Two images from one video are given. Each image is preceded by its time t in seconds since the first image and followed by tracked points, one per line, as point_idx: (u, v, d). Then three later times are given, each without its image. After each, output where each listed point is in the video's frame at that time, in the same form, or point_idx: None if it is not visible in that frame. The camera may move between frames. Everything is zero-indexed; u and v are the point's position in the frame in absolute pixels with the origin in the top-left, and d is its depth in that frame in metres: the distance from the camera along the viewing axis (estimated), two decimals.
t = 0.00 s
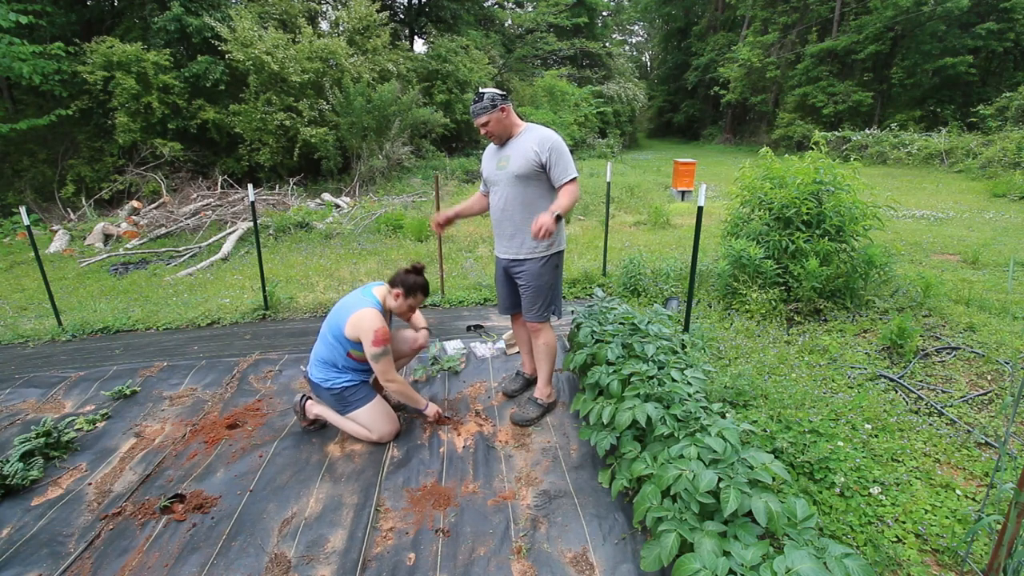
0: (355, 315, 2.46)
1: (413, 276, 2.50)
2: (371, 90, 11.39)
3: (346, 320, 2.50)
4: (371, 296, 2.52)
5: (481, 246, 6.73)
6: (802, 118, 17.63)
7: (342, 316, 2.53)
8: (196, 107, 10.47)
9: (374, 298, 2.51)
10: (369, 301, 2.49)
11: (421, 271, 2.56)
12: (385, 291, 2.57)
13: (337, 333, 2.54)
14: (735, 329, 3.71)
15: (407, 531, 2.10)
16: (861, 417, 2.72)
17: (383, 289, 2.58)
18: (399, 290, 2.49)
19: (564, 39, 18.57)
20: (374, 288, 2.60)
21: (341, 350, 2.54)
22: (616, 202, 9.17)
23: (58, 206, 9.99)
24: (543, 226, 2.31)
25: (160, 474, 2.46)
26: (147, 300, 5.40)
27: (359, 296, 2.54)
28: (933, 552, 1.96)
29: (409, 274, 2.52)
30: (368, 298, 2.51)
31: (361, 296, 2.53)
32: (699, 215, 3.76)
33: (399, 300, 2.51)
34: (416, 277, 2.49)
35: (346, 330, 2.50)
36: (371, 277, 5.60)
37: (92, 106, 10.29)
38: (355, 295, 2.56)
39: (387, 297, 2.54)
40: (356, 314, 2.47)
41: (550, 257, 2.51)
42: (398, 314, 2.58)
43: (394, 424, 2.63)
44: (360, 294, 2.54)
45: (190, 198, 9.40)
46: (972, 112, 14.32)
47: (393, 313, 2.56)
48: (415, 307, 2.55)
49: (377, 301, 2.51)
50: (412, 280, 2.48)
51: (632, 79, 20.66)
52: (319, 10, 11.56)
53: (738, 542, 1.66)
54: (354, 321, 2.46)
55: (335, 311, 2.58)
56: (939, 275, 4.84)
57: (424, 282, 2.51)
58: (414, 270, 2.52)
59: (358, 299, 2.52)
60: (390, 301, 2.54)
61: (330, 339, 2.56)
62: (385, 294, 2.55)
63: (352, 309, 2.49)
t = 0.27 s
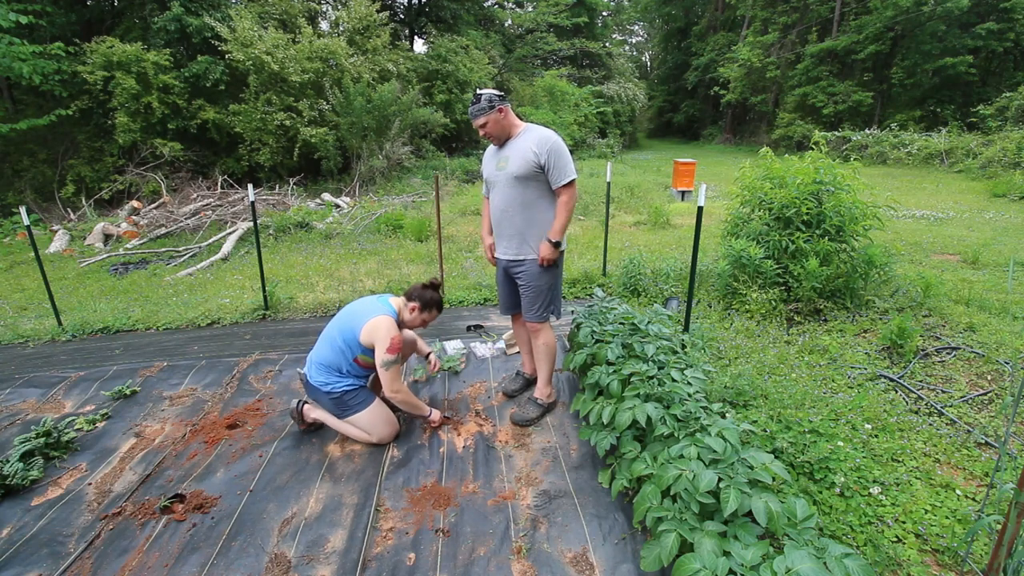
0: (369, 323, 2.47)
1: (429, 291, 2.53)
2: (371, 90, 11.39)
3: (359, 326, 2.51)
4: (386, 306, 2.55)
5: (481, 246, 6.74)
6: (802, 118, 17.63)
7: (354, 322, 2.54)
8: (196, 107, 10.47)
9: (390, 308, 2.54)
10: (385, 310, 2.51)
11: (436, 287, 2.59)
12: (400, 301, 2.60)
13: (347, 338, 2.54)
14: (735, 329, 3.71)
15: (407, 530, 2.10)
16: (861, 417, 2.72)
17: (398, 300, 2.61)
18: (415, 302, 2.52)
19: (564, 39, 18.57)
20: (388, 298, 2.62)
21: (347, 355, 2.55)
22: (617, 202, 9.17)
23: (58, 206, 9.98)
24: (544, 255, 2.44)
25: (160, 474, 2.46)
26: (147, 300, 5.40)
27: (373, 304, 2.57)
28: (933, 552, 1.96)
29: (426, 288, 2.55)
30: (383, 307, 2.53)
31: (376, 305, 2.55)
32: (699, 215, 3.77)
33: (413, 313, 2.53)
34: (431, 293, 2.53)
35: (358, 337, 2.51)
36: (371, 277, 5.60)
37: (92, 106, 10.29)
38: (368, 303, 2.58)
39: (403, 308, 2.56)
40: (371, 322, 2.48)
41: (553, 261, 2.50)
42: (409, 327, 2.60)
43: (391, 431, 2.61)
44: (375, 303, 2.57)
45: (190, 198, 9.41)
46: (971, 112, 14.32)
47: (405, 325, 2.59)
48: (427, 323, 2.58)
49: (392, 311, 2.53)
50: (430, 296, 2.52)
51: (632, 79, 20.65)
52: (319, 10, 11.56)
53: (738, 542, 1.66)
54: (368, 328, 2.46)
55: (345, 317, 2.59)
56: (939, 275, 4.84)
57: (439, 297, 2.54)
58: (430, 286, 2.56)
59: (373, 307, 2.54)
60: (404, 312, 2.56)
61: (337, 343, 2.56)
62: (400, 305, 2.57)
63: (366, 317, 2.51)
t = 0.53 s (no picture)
0: (374, 324, 2.49)
1: (436, 298, 2.56)
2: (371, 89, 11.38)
3: (364, 328, 2.52)
4: (393, 308, 2.56)
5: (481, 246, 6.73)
6: (802, 118, 17.63)
7: (359, 323, 2.55)
8: (196, 107, 10.47)
9: (396, 311, 2.55)
10: (391, 313, 2.53)
11: (444, 294, 2.61)
12: (406, 305, 2.61)
13: (351, 339, 2.54)
14: (735, 329, 3.70)
15: (407, 531, 2.10)
16: (861, 417, 2.72)
17: (404, 304, 2.62)
18: (422, 306, 2.53)
19: (564, 39, 18.57)
20: (394, 302, 2.64)
21: (350, 355, 2.55)
22: (616, 202, 9.17)
23: (58, 206, 9.98)
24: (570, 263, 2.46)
25: (159, 474, 2.46)
26: (147, 300, 5.40)
27: (379, 306, 2.58)
28: (933, 552, 1.96)
29: (433, 293, 2.57)
30: (389, 309, 2.55)
31: (382, 307, 2.57)
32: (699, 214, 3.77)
33: (419, 317, 2.54)
34: (438, 299, 2.55)
35: (362, 338, 2.52)
36: (371, 277, 5.60)
37: (92, 106, 10.30)
38: (374, 305, 2.59)
39: (409, 312, 2.58)
40: (377, 323, 2.49)
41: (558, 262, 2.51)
42: (414, 331, 2.62)
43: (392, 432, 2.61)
44: (381, 305, 2.58)
45: (190, 198, 9.41)
46: (972, 112, 14.32)
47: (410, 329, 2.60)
48: (432, 327, 2.59)
49: (398, 314, 2.55)
50: (436, 301, 2.54)
51: (632, 79, 20.65)
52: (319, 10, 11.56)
53: (738, 542, 1.66)
54: (373, 329, 2.47)
55: (350, 318, 2.60)
56: (939, 275, 4.84)
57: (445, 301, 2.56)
58: (437, 292, 2.58)
59: (378, 310, 2.55)
60: (409, 315, 2.58)
61: (341, 343, 2.56)
62: (406, 309, 2.59)
63: (372, 318, 2.52)
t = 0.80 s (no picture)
0: (376, 323, 2.49)
1: (438, 297, 2.55)
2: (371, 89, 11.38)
3: (366, 327, 2.52)
4: (395, 308, 2.57)
5: (481, 246, 6.74)
6: (802, 118, 17.62)
7: (361, 322, 2.56)
8: (196, 107, 10.47)
9: (398, 311, 2.56)
10: (393, 312, 2.54)
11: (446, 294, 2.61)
12: (409, 305, 2.62)
13: (353, 338, 2.56)
14: (735, 329, 3.70)
15: (407, 530, 2.10)
16: (861, 417, 2.72)
17: (406, 303, 2.63)
18: (423, 306, 2.53)
19: (564, 39, 18.57)
20: (396, 302, 2.65)
21: (351, 354, 2.56)
22: (616, 202, 9.17)
23: (58, 206, 9.98)
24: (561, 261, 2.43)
25: (160, 474, 2.46)
26: (147, 300, 5.40)
27: (381, 306, 2.58)
28: (933, 552, 1.96)
29: (435, 293, 2.57)
30: (391, 309, 2.55)
31: (384, 307, 2.57)
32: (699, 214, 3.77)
33: (420, 317, 2.54)
34: (439, 299, 2.54)
35: (364, 336, 2.53)
36: (371, 277, 5.60)
37: (92, 106, 10.30)
38: (376, 305, 2.60)
39: (411, 311, 2.58)
40: (378, 321, 2.50)
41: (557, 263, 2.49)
42: (415, 331, 2.62)
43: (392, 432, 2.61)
44: (383, 305, 2.58)
45: (190, 198, 9.41)
46: (972, 113, 14.32)
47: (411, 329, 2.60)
48: (434, 328, 2.58)
49: (400, 313, 2.55)
50: (438, 302, 2.53)
51: (632, 79, 20.64)
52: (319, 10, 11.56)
53: (738, 542, 1.66)
54: (374, 328, 2.48)
55: (353, 316, 2.61)
56: (939, 275, 4.84)
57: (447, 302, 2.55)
58: (440, 292, 2.58)
59: (380, 309, 2.56)
60: (411, 315, 2.58)
61: (343, 342, 2.57)
62: (408, 308, 2.59)
63: (374, 318, 2.53)
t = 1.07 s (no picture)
0: (379, 323, 2.52)
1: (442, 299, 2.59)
2: (371, 89, 11.38)
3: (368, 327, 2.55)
4: (398, 309, 2.61)
5: (481, 246, 6.73)
6: (802, 118, 17.62)
7: (364, 323, 2.59)
8: (196, 107, 10.47)
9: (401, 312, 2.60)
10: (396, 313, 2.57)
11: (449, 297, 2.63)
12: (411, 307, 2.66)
13: (354, 338, 2.57)
14: (735, 329, 3.70)
15: (407, 530, 2.10)
16: (861, 417, 2.72)
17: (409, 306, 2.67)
18: (426, 307, 2.57)
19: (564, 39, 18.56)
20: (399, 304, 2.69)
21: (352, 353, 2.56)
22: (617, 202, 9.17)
23: (58, 206, 9.97)
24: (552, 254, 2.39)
25: (160, 474, 2.47)
26: (147, 300, 5.40)
27: (384, 307, 2.62)
28: (933, 552, 1.96)
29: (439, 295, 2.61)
30: (394, 310, 2.59)
31: (388, 308, 2.61)
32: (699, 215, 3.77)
33: (422, 318, 2.58)
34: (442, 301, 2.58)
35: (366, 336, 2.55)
36: (371, 277, 5.60)
37: (92, 106, 10.30)
38: (380, 306, 2.64)
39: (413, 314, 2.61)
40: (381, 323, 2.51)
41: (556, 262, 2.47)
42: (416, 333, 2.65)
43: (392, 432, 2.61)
44: (386, 305, 2.62)
45: (190, 198, 9.41)
46: (972, 113, 14.32)
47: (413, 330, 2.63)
48: (435, 329, 2.62)
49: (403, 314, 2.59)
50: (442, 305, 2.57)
51: (632, 79, 20.63)
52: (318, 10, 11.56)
53: (738, 542, 1.65)
54: (377, 328, 2.51)
55: (355, 317, 2.65)
56: (939, 275, 4.84)
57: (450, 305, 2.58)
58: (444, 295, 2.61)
59: (384, 310, 2.59)
60: (413, 316, 2.61)
61: (344, 342, 2.58)
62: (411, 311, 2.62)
63: (377, 318, 2.56)
